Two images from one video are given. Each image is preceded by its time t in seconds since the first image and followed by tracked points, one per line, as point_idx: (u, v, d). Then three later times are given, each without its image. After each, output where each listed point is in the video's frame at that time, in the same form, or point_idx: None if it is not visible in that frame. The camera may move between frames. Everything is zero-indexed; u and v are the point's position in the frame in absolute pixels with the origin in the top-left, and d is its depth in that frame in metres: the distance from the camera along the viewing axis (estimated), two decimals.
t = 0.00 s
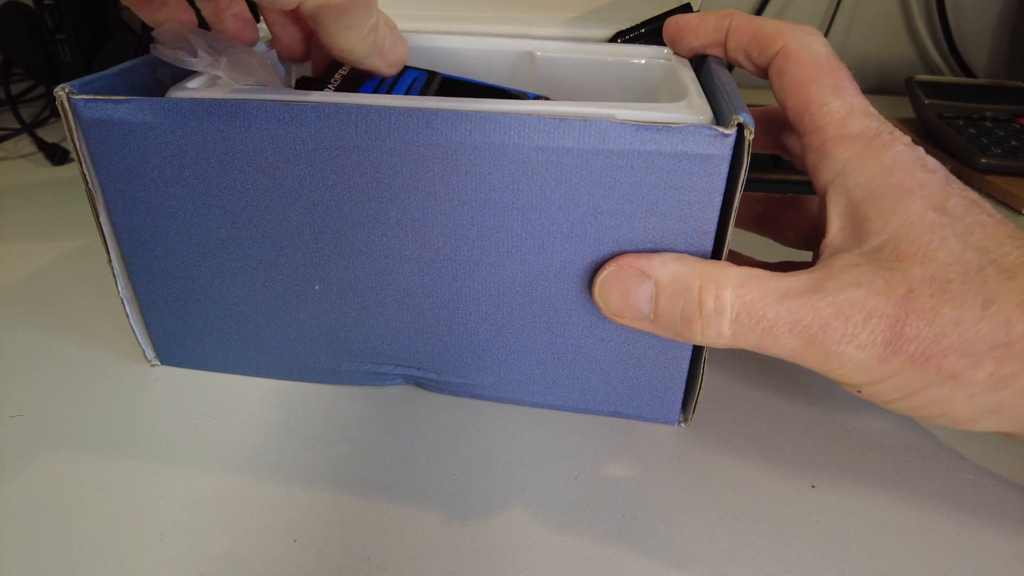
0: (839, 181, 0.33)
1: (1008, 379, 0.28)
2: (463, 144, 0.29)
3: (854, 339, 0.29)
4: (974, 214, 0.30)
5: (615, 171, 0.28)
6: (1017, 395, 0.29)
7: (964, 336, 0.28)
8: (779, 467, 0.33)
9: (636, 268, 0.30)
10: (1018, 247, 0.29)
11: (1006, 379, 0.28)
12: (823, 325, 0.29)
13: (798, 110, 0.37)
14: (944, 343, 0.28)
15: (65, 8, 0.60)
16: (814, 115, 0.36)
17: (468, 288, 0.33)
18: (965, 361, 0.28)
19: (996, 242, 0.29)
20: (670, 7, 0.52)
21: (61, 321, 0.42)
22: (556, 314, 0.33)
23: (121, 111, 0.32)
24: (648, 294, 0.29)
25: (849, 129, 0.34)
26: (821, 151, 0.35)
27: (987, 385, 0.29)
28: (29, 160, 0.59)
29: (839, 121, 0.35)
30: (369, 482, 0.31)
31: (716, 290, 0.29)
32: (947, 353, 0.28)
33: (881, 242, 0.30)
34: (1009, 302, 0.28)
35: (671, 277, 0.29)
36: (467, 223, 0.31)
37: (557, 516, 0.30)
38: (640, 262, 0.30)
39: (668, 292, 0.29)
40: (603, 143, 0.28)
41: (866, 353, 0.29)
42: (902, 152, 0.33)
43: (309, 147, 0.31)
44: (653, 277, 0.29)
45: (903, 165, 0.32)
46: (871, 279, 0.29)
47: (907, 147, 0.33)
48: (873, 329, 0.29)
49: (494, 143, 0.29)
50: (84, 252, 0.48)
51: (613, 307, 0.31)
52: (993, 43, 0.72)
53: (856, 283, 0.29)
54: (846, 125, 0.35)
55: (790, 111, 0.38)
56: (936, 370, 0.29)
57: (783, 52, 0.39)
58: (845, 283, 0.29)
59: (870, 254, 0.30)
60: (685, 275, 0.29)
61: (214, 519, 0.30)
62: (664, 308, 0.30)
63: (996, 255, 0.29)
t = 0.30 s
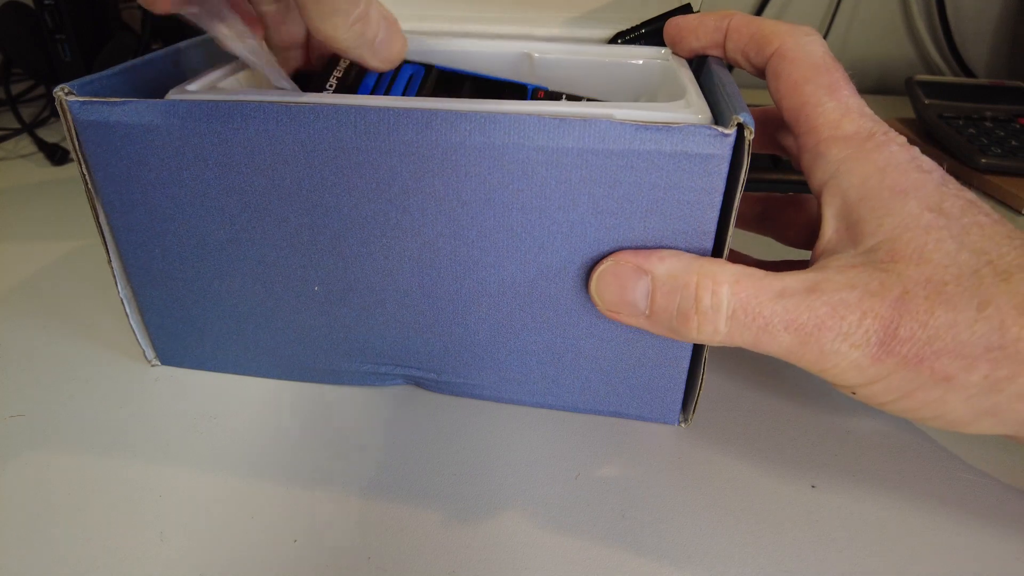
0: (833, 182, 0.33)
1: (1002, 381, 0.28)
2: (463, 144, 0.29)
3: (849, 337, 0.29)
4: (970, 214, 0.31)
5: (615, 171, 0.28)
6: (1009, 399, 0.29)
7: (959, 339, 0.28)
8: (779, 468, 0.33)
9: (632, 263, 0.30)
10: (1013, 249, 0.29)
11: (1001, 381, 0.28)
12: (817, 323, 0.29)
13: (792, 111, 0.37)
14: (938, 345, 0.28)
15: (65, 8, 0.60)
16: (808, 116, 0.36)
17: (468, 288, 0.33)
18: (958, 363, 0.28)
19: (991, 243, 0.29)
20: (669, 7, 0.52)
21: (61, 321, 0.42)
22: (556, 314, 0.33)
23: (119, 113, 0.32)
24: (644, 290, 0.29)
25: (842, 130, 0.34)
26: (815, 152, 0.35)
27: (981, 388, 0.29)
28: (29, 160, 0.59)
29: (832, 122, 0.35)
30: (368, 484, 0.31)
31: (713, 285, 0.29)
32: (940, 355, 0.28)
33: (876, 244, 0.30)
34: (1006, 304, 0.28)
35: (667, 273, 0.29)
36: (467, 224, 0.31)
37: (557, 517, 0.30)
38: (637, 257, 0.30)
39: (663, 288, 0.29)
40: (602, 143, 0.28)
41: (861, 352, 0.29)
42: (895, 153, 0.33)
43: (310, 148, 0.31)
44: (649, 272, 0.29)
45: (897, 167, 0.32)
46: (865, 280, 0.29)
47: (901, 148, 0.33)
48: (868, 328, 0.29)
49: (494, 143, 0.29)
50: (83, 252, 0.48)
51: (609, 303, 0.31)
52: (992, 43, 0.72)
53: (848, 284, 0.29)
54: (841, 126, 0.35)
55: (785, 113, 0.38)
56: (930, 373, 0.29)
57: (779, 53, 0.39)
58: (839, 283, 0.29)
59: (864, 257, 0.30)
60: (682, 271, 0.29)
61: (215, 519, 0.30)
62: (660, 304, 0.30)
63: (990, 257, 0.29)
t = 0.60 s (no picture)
0: (828, 186, 0.33)
1: (999, 390, 0.29)
2: (462, 140, 0.29)
3: (841, 339, 0.29)
4: (967, 220, 0.31)
5: (610, 168, 0.28)
6: (1006, 407, 0.30)
7: (959, 345, 0.29)
8: (779, 468, 0.33)
9: (629, 258, 0.30)
10: (1010, 256, 0.30)
11: (996, 392, 0.29)
12: (809, 324, 0.29)
13: (789, 115, 0.36)
14: (935, 351, 0.29)
15: (65, 8, 0.60)
16: (805, 120, 0.35)
17: (467, 284, 0.33)
18: (956, 370, 0.29)
19: (988, 249, 0.30)
20: (669, 7, 0.52)
21: (60, 321, 0.42)
22: (553, 311, 0.33)
23: (129, 106, 0.32)
24: (640, 284, 0.29)
25: (839, 134, 0.34)
26: (811, 157, 0.34)
27: (979, 395, 0.29)
28: (28, 160, 0.59)
29: (829, 125, 0.35)
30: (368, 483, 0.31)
31: (708, 282, 0.29)
32: (936, 362, 0.29)
33: (873, 248, 0.30)
34: (1003, 312, 0.28)
35: (664, 267, 0.29)
36: (465, 220, 0.31)
37: (558, 517, 0.30)
38: (636, 251, 0.30)
39: (660, 282, 0.29)
40: (598, 140, 0.28)
41: (855, 356, 0.29)
42: (892, 157, 0.33)
43: (311, 142, 0.31)
44: (647, 266, 0.29)
45: (894, 172, 0.32)
46: (862, 284, 0.29)
47: (898, 152, 0.33)
48: (861, 331, 0.29)
49: (492, 139, 0.29)
50: (82, 251, 0.48)
51: (604, 295, 0.30)
52: (992, 43, 0.72)
53: (846, 287, 0.29)
54: (837, 130, 0.34)
55: (781, 116, 0.37)
56: (928, 380, 0.29)
57: (778, 56, 0.39)
58: (835, 286, 0.29)
59: (860, 263, 0.30)
60: (681, 265, 0.29)
61: (214, 518, 0.30)
62: (657, 300, 0.30)
63: (988, 264, 0.29)
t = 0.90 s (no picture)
0: (836, 193, 0.34)
1: (975, 397, 0.30)
2: (504, 119, 0.31)
3: (824, 325, 0.29)
4: (963, 234, 0.32)
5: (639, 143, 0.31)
6: (984, 414, 0.30)
7: (940, 345, 0.29)
8: (779, 467, 0.33)
9: (653, 224, 0.32)
10: (1000, 271, 0.31)
11: (973, 398, 0.30)
12: (796, 305, 0.30)
13: (799, 124, 0.37)
14: (916, 350, 0.29)
15: (65, 9, 0.60)
16: (815, 131, 0.36)
17: (501, 256, 0.35)
18: (936, 372, 0.29)
19: (982, 261, 0.31)
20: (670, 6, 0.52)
21: (62, 321, 0.42)
22: (583, 279, 0.35)
23: (187, 89, 0.33)
24: (658, 249, 0.31)
25: (848, 144, 0.35)
26: (819, 165, 0.35)
27: (954, 400, 0.30)
28: (28, 160, 0.59)
29: (838, 136, 0.35)
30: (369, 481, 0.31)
31: (715, 254, 0.31)
32: (918, 361, 0.29)
33: (871, 248, 0.31)
34: (987, 323, 0.30)
35: (684, 236, 0.31)
36: (492, 193, 0.33)
37: (558, 517, 0.30)
38: (665, 223, 0.32)
39: (677, 251, 0.31)
40: (628, 117, 0.30)
41: (835, 343, 0.29)
42: (900, 170, 0.34)
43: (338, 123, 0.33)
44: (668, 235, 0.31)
45: (899, 182, 0.33)
46: (855, 278, 0.30)
47: (904, 165, 0.34)
48: (845, 320, 0.29)
49: (532, 118, 0.31)
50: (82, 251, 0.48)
51: (624, 259, 0.33)
52: (993, 43, 0.72)
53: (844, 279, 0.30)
54: (847, 141, 0.35)
55: (793, 127, 0.37)
56: (908, 378, 0.30)
57: (791, 69, 0.38)
58: (827, 276, 0.30)
59: (859, 263, 0.31)
60: (704, 239, 0.31)
61: (215, 517, 0.30)
62: (671, 268, 0.32)
63: (980, 276, 0.31)
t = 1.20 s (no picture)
0: (849, 198, 0.34)
1: (946, 406, 0.30)
2: (550, 106, 0.33)
3: (809, 321, 0.32)
4: (972, 242, 0.32)
5: (676, 122, 0.33)
6: (960, 421, 0.30)
7: (914, 351, 0.30)
8: (782, 469, 0.32)
9: (688, 207, 0.35)
10: (1005, 286, 0.31)
11: (946, 405, 0.30)
12: (787, 298, 0.32)
13: (820, 126, 0.36)
14: (896, 355, 0.30)
15: (65, 11, 0.60)
16: (833, 134, 0.35)
17: (543, 234, 0.37)
18: (911, 377, 0.30)
19: (981, 273, 0.31)
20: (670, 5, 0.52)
21: (59, 319, 0.41)
22: (620, 251, 0.37)
23: (229, 90, 0.33)
24: (688, 231, 0.34)
25: (866, 147, 0.34)
26: (836, 169, 0.35)
27: (927, 408, 0.30)
28: (28, 160, 0.59)
29: (855, 137, 0.35)
30: (364, 480, 0.31)
31: (731, 241, 0.34)
32: (894, 366, 0.30)
33: (871, 254, 0.32)
34: (967, 335, 0.30)
35: (713, 223, 0.34)
36: (520, 174, 0.35)
37: (562, 514, 0.29)
38: (695, 206, 0.35)
39: (704, 231, 0.34)
40: (664, 99, 0.33)
41: (818, 339, 0.32)
42: (917, 173, 0.33)
43: (370, 120, 0.34)
44: (698, 216, 0.34)
45: (914, 185, 0.33)
46: (846, 280, 0.32)
47: (923, 166, 0.34)
48: (830, 318, 0.31)
49: (575, 104, 0.33)
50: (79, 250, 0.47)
51: (657, 236, 0.36)
52: (992, 44, 0.72)
53: (835, 281, 0.32)
54: (865, 143, 0.34)
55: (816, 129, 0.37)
56: (883, 380, 0.31)
57: (808, 66, 0.37)
58: (822, 274, 0.32)
59: (859, 269, 0.32)
60: (731, 224, 0.34)
61: (214, 517, 0.29)
62: (697, 249, 0.34)
63: (978, 287, 0.31)
